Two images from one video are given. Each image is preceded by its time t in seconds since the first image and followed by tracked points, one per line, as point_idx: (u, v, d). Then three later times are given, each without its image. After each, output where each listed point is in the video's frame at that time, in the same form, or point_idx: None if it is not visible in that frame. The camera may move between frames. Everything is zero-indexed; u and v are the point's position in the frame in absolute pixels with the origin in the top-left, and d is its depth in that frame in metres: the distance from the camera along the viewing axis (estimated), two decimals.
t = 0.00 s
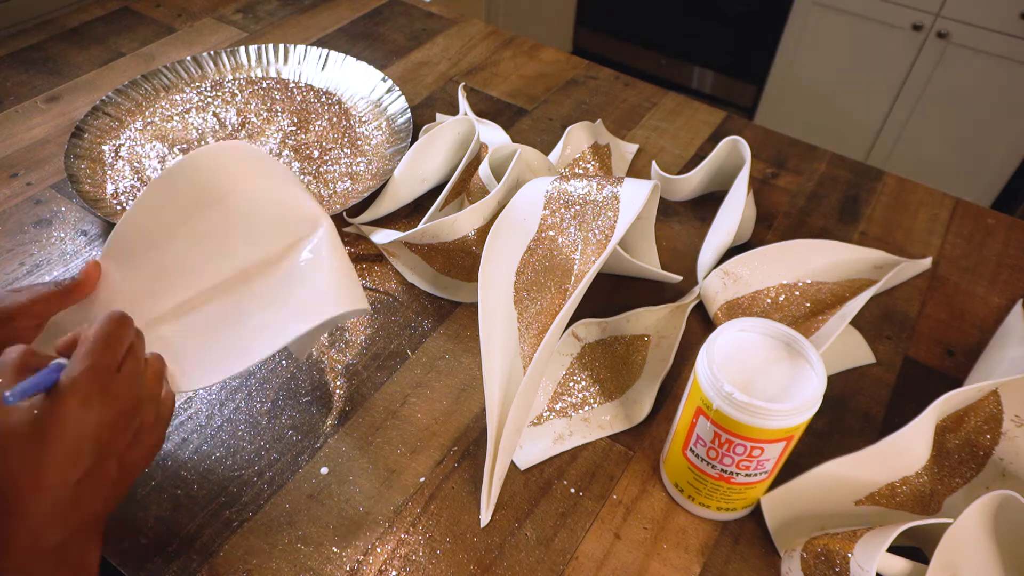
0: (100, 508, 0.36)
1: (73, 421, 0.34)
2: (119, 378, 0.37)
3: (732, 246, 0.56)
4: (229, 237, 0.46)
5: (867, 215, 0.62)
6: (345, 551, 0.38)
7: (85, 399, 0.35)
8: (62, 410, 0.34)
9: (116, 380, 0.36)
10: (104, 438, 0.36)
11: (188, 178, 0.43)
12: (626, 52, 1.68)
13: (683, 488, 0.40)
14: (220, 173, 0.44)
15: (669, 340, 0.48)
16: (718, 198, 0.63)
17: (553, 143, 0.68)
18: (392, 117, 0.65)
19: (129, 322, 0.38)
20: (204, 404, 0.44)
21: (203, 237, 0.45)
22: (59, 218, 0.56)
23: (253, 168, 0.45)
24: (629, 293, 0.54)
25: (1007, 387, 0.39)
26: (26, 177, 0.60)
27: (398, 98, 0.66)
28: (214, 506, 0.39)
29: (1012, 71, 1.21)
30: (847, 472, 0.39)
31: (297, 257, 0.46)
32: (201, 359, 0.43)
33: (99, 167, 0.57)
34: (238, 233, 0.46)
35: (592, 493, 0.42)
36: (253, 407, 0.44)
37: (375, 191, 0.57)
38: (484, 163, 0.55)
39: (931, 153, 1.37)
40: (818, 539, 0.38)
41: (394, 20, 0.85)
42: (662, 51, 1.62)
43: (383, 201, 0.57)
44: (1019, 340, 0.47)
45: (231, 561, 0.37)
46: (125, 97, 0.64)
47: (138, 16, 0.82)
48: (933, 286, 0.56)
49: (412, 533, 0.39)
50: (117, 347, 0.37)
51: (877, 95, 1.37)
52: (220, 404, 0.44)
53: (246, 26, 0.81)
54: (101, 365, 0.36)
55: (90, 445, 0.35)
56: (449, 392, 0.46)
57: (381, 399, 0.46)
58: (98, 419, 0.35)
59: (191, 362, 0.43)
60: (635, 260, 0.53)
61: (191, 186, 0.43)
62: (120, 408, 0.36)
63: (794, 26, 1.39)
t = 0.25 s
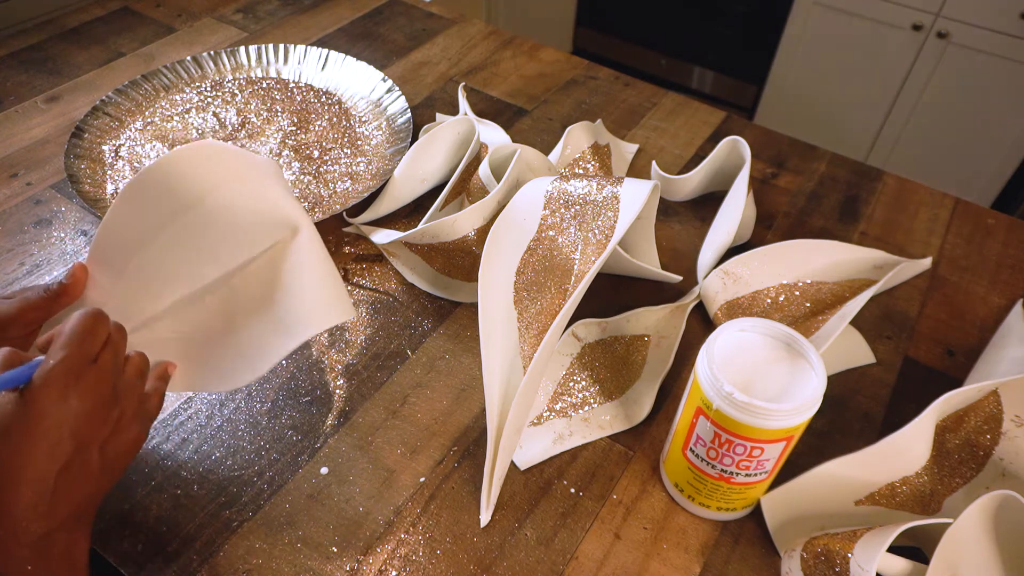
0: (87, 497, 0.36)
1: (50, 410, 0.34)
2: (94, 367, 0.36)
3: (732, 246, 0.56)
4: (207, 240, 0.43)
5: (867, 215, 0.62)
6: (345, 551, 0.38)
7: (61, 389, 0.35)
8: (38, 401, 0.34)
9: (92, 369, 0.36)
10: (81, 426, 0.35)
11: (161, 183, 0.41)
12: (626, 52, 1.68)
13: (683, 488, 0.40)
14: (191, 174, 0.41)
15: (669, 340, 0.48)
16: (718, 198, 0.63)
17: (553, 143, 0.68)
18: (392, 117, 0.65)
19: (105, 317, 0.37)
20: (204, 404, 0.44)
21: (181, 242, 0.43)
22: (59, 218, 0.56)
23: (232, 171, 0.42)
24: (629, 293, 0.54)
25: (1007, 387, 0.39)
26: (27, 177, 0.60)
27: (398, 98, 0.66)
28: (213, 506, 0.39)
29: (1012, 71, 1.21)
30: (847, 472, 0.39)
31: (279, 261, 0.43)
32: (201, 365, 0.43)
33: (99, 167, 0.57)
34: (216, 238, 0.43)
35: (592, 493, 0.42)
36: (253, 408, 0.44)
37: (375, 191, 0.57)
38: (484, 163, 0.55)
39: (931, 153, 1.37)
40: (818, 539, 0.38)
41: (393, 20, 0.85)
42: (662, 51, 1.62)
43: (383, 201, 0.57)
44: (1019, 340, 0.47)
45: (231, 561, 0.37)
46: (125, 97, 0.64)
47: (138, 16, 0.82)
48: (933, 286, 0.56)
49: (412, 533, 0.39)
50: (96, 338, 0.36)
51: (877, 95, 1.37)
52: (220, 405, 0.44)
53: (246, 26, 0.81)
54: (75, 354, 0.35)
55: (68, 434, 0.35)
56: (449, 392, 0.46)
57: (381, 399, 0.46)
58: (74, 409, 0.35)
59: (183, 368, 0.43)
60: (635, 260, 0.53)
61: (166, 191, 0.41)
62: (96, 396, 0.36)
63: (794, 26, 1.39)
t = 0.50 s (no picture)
0: (104, 509, 0.36)
1: (68, 419, 0.34)
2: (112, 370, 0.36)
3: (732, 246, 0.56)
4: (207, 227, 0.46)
5: (867, 215, 0.62)
6: (345, 551, 0.38)
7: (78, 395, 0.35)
8: (54, 410, 0.34)
9: (111, 378, 0.36)
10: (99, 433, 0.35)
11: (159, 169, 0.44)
12: (626, 52, 1.68)
13: (683, 488, 0.40)
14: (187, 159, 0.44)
15: (669, 340, 0.48)
16: (718, 198, 0.64)
17: (553, 143, 0.68)
18: (392, 117, 0.65)
19: (127, 318, 0.38)
20: (204, 404, 0.44)
21: (196, 225, 0.46)
22: (59, 218, 0.56)
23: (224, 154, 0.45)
24: (629, 293, 0.54)
25: (1007, 387, 0.39)
26: (26, 177, 0.60)
27: (398, 98, 0.66)
28: (213, 506, 0.39)
29: (1012, 71, 1.21)
30: (847, 472, 0.39)
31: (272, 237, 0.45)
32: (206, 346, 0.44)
33: (99, 167, 0.57)
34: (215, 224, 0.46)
35: (592, 493, 0.42)
36: (253, 408, 0.44)
37: (375, 191, 0.57)
38: (484, 163, 0.55)
39: (931, 153, 1.37)
40: (818, 539, 0.38)
41: (393, 20, 0.85)
42: (662, 51, 1.62)
43: (383, 201, 0.57)
44: (1019, 340, 0.47)
45: (231, 562, 0.37)
46: (124, 97, 0.64)
47: (138, 16, 0.82)
48: (933, 286, 0.56)
49: (412, 533, 0.39)
50: (115, 344, 0.36)
51: (877, 95, 1.37)
52: (220, 405, 0.44)
53: (246, 26, 0.81)
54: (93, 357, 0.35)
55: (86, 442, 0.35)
56: (449, 392, 0.46)
57: (381, 399, 0.46)
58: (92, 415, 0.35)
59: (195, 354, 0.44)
60: (636, 260, 0.53)
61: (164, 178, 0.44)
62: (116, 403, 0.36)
63: (794, 26, 1.39)
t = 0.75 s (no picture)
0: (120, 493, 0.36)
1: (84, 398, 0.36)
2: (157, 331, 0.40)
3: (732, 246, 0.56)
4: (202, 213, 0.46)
5: (868, 215, 0.62)
6: (345, 551, 0.38)
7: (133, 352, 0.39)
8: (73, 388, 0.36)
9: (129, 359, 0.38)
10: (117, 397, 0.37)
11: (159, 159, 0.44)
12: (626, 52, 1.67)
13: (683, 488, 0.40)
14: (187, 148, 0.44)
15: (669, 340, 0.48)
16: (718, 198, 0.63)
17: (553, 143, 0.68)
18: (392, 117, 0.65)
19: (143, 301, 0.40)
20: (204, 404, 0.44)
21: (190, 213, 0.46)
22: (59, 218, 0.56)
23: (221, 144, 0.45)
24: (629, 293, 0.54)
25: (1007, 387, 0.39)
26: (27, 177, 0.60)
27: (398, 98, 0.66)
28: (214, 506, 0.39)
29: (1012, 71, 1.21)
30: (847, 472, 0.39)
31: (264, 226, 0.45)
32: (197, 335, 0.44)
33: (99, 167, 0.57)
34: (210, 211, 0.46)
35: (592, 493, 0.42)
36: (253, 407, 0.44)
37: (375, 191, 0.57)
38: (484, 163, 0.56)
39: (931, 153, 1.37)
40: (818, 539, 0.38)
41: (393, 20, 0.85)
42: (662, 51, 1.62)
43: (383, 201, 0.57)
44: (1019, 340, 0.47)
45: (231, 562, 0.37)
46: (124, 97, 0.64)
47: (138, 16, 0.82)
48: (933, 286, 0.56)
49: (412, 533, 0.39)
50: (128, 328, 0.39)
51: (877, 95, 1.37)
52: (220, 404, 0.44)
53: (246, 26, 0.81)
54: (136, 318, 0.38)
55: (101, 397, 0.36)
56: (449, 392, 0.46)
57: (381, 399, 0.46)
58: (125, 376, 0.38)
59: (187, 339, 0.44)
60: (636, 260, 0.53)
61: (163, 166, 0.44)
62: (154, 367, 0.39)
63: (794, 27, 1.39)
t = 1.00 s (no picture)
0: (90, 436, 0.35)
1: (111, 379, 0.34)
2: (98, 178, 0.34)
3: (732, 246, 0.56)
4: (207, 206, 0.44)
5: (868, 215, 0.62)
6: (345, 551, 0.38)
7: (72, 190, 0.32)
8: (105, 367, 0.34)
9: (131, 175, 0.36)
10: (108, 188, 0.35)
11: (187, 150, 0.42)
12: (626, 52, 1.67)
13: (683, 487, 0.40)
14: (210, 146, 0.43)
15: (669, 340, 0.48)
16: (718, 198, 0.63)
17: (553, 143, 0.68)
18: (392, 117, 0.65)
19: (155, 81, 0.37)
20: (204, 404, 0.44)
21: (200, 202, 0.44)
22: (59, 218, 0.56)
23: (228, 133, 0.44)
24: (629, 293, 0.54)
25: (1007, 387, 0.39)
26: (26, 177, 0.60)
27: (398, 98, 0.66)
28: (214, 506, 0.39)
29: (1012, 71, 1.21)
30: (847, 472, 0.39)
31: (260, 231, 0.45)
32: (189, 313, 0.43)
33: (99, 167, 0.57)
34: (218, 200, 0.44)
35: (592, 493, 0.42)
36: (253, 408, 0.44)
37: (375, 190, 0.57)
38: (484, 162, 0.55)
39: (931, 153, 1.37)
40: (818, 539, 0.38)
41: (393, 20, 0.85)
42: (662, 51, 1.61)
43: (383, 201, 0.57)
44: (1019, 340, 0.47)
45: (231, 562, 0.37)
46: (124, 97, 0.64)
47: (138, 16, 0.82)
48: (933, 286, 0.56)
49: (412, 533, 0.39)
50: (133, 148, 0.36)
51: (877, 95, 1.37)
52: (220, 405, 0.44)
53: (246, 26, 0.81)
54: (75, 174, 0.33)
55: (49, 300, 0.32)
56: (449, 392, 0.46)
57: (381, 399, 0.46)
58: (77, 207, 0.33)
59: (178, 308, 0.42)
60: (636, 260, 0.53)
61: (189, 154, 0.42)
62: (59, 249, 0.32)
63: (794, 27, 1.39)
